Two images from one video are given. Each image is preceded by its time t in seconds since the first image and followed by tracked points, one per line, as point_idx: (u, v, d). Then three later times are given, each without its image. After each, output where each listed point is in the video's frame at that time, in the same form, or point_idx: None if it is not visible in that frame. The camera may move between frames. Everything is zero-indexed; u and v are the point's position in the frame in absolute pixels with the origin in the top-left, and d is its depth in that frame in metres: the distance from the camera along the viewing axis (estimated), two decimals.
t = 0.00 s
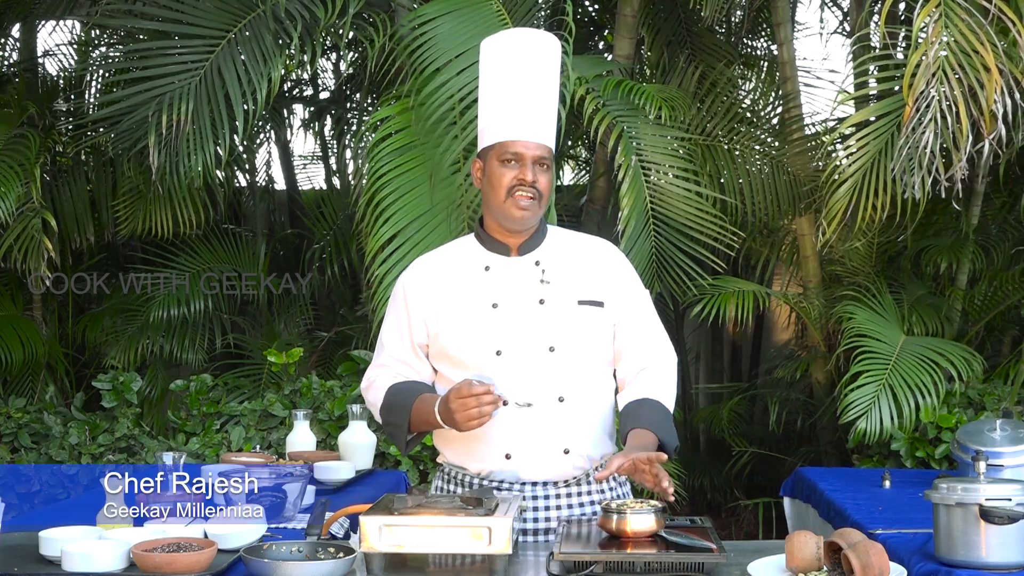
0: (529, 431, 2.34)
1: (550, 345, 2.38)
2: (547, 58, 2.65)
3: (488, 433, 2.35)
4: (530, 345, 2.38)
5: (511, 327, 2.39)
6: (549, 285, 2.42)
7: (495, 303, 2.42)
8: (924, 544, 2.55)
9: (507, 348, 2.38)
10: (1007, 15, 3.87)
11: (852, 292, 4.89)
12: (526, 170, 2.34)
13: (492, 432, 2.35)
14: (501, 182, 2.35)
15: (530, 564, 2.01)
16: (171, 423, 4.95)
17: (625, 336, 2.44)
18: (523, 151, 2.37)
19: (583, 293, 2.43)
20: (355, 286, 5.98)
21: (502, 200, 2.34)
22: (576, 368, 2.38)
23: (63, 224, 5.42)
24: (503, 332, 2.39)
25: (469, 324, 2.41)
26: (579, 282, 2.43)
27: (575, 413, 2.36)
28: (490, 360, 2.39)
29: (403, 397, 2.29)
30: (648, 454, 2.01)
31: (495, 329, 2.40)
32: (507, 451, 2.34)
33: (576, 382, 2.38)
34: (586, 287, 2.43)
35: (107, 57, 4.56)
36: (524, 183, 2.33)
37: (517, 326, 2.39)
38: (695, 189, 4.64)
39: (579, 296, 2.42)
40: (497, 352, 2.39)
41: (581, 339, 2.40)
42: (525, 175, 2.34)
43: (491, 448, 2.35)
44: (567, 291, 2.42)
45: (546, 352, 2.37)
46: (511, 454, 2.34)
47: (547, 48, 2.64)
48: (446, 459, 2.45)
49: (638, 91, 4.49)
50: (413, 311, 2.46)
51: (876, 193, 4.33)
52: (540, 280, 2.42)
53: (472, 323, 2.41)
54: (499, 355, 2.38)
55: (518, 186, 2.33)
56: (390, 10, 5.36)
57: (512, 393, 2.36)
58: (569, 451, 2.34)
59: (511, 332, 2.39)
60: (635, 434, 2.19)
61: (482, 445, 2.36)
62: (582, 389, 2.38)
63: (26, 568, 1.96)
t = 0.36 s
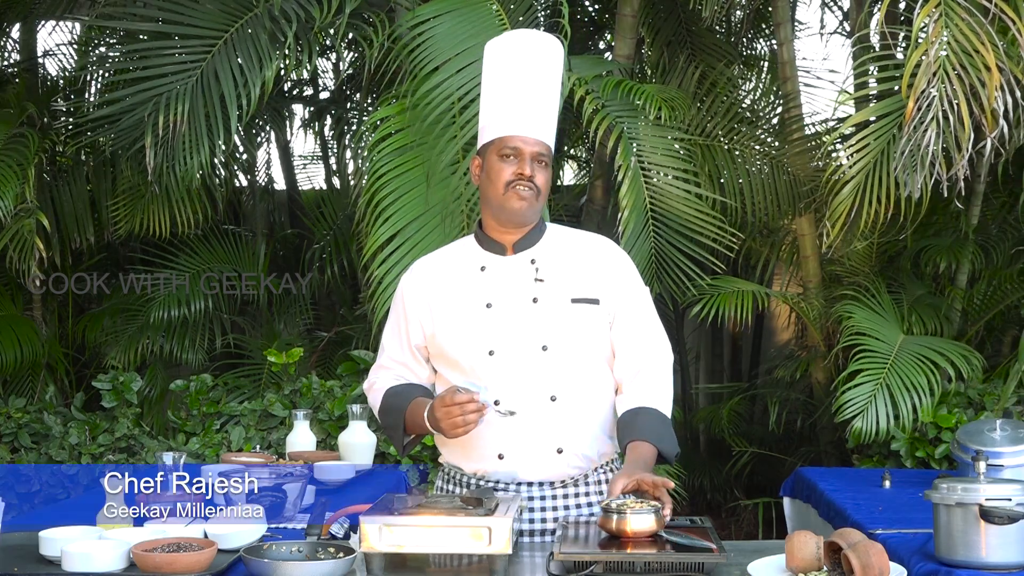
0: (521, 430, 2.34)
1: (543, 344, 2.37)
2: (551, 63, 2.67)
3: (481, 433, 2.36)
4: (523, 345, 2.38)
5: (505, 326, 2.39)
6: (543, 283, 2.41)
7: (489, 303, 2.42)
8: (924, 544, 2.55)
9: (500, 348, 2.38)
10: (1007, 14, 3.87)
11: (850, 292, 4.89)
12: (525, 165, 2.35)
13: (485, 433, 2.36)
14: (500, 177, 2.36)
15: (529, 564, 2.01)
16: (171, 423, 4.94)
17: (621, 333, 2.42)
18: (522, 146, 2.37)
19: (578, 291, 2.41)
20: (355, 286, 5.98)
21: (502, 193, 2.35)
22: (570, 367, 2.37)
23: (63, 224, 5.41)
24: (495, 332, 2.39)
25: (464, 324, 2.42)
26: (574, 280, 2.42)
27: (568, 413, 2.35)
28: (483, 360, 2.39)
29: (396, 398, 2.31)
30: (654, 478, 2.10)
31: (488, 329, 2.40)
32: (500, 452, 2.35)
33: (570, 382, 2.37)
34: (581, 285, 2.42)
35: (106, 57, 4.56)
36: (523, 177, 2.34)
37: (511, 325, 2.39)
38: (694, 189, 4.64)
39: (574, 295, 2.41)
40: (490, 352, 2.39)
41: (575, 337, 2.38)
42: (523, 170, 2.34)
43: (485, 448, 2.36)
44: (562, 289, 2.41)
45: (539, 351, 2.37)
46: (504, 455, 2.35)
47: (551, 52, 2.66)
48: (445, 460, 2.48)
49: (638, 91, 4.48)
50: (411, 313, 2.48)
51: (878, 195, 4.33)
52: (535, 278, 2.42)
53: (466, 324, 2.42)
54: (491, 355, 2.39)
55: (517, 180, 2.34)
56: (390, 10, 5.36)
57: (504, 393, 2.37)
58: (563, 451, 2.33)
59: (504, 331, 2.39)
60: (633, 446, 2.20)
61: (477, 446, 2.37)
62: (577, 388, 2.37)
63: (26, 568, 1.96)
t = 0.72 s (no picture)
0: (524, 433, 2.34)
1: (545, 347, 2.37)
2: (545, 54, 2.65)
3: (483, 435, 2.36)
4: (525, 347, 2.38)
5: (507, 328, 2.39)
6: (545, 285, 2.42)
7: (491, 304, 2.42)
8: (925, 544, 2.55)
9: (502, 350, 2.38)
10: (1006, 14, 3.88)
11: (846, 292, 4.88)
12: (521, 170, 2.34)
13: (487, 435, 2.36)
14: (497, 182, 2.35)
15: (529, 564, 2.01)
16: (171, 423, 4.94)
17: (623, 336, 2.42)
18: (518, 150, 2.36)
19: (580, 294, 2.42)
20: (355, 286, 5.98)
21: (498, 199, 2.34)
22: (572, 370, 2.38)
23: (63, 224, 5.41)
24: (498, 334, 2.40)
25: (466, 325, 2.42)
26: (576, 282, 2.42)
27: (569, 416, 2.36)
28: (485, 362, 2.39)
29: (396, 399, 2.31)
30: (657, 481, 2.08)
31: (490, 331, 2.40)
32: (501, 454, 2.35)
33: (572, 385, 2.37)
34: (583, 287, 2.42)
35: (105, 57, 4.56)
36: (520, 182, 2.33)
37: (513, 327, 2.39)
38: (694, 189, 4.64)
39: (576, 298, 2.41)
40: (492, 354, 2.39)
41: (577, 340, 2.39)
42: (520, 175, 2.33)
43: (486, 450, 2.36)
44: (564, 292, 2.41)
45: (541, 353, 2.37)
46: (505, 457, 2.35)
47: (545, 44, 2.64)
48: (445, 460, 2.48)
49: (637, 91, 4.48)
50: (412, 313, 2.48)
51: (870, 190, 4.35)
52: (537, 280, 2.42)
53: (468, 325, 2.42)
54: (494, 357, 2.39)
55: (514, 186, 2.33)
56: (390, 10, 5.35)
57: (506, 396, 2.37)
58: (564, 454, 2.34)
59: (507, 333, 2.39)
60: (635, 450, 2.19)
61: (478, 448, 2.37)
62: (578, 392, 2.38)
63: (26, 568, 1.96)
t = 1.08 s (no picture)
0: (533, 435, 2.34)
1: (552, 349, 2.38)
2: (549, 59, 2.66)
3: (490, 437, 2.35)
4: (533, 349, 2.38)
5: (513, 330, 2.40)
6: (551, 287, 2.42)
7: (497, 305, 2.42)
8: (925, 544, 2.55)
9: (510, 352, 2.39)
10: (999, 16, 3.90)
11: (843, 291, 4.89)
12: (515, 168, 2.34)
13: (494, 437, 2.35)
14: (492, 181, 2.35)
15: (530, 564, 2.01)
16: (171, 423, 4.94)
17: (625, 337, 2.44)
18: (512, 148, 2.36)
19: (585, 296, 2.43)
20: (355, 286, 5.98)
21: (493, 197, 2.34)
22: (577, 371, 2.39)
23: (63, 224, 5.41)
24: (504, 335, 2.40)
25: (471, 326, 2.42)
26: (581, 284, 2.43)
27: (578, 419, 2.37)
28: (492, 363, 2.39)
29: (402, 399, 2.29)
30: (659, 480, 2.08)
31: (497, 332, 2.40)
32: (509, 456, 2.35)
33: (579, 387, 2.39)
34: (588, 289, 2.43)
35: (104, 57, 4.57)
36: (513, 180, 2.33)
37: (520, 329, 2.40)
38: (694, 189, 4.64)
39: (581, 300, 2.42)
40: (499, 355, 2.39)
41: (583, 341, 2.40)
42: (514, 173, 2.33)
43: (492, 451, 2.35)
44: (569, 294, 2.42)
45: (548, 356, 2.38)
46: (513, 459, 2.35)
47: (547, 47, 2.65)
48: (447, 461, 2.45)
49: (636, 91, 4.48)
50: (415, 313, 2.47)
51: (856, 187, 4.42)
52: (542, 281, 2.43)
53: (473, 326, 2.42)
54: (501, 358, 2.39)
55: (508, 184, 2.33)
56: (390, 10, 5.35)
57: (515, 398, 2.37)
58: (571, 456, 2.35)
59: (513, 335, 2.39)
60: (637, 448, 2.21)
61: (484, 450, 2.36)
62: (586, 394, 2.39)
63: (26, 568, 1.96)
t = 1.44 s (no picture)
0: (539, 437, 2.34)
1: (555, 350, 2.38)
2: (515, 51, 2.64)
3: (495, 440, 2.35)
4: (535, 350, 2.38)
5: (515, 331, 2.40)
6: (552, 287, 2.42)
7: (498, 307, 2.42)
8: (925, 544, 2.55)
9: (512, 353, 2.39)
10: (999, 16, 3.89)
11: (842, 292, 4.89)
12: (505, 171, 2.34)
13: (499, 439, 2.35)
14: (485, 189, 2.35)
15: (531, 564, 2.01)
16: (171, 423, 4.94)
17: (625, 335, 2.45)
18: (499, 152, 2.36)
19: (585, 296, 2.43)
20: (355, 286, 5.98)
21: (489, 204, 2.34)
22: (580, 371, 2.39)
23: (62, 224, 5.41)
24: (507, 337, 2.40)
25: (473, 328, 2.42)
26: (581, 284, 2.44)
27: (581, 419, 2.37)
28: (495, 365, 2.39)
29: (406, 404, 2.29)
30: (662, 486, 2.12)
31: (499, 334, 2.40)
32: (514, 457, 2.34)
33: (581, 387, 2.39)
34: (588, 289, 2.44)
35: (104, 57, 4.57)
36: (506, 184, 2.33)
37: (523, 330, 2.40)
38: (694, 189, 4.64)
39: (582, 300, 2.42)
40: (502, 357, 2.39)
41: (585, 341, 2.40)
42: (505, 177, 2.33)
43: (497, 453, 2.35)
44: (570, 294, 2.42)
45: (550, 357, 2.38)
46: (518, 460, 2.35)
47: (513, 39, 2.64)
48: (449, 461, 2.44)
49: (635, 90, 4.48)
50: (416, 316, 2.46)
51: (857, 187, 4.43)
52: (543, 282, 2.43)
53: (475, 327, 2.42)
54: (504, 360, 2.39)
55: (501, 189, 2.33)
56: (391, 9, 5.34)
57: (519, 400, 2.37)
58: (575, 456, 2.35)
59: (516, 336, 2.39)
60: (640, 445, 2.22)
61: (489, 452, 2.36)
62: (588, 394, 2.40)
63: (26, 568, 1.96)
